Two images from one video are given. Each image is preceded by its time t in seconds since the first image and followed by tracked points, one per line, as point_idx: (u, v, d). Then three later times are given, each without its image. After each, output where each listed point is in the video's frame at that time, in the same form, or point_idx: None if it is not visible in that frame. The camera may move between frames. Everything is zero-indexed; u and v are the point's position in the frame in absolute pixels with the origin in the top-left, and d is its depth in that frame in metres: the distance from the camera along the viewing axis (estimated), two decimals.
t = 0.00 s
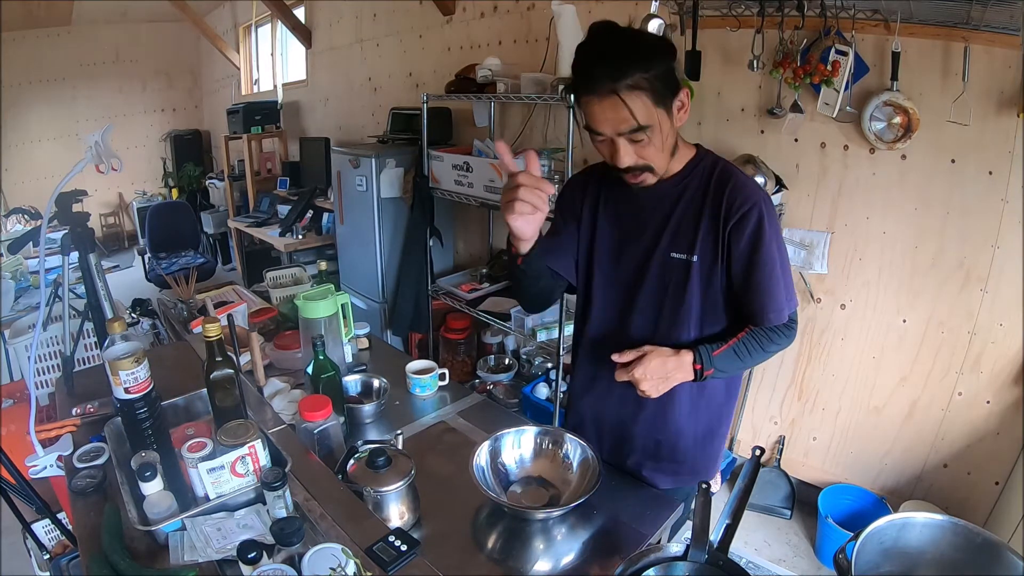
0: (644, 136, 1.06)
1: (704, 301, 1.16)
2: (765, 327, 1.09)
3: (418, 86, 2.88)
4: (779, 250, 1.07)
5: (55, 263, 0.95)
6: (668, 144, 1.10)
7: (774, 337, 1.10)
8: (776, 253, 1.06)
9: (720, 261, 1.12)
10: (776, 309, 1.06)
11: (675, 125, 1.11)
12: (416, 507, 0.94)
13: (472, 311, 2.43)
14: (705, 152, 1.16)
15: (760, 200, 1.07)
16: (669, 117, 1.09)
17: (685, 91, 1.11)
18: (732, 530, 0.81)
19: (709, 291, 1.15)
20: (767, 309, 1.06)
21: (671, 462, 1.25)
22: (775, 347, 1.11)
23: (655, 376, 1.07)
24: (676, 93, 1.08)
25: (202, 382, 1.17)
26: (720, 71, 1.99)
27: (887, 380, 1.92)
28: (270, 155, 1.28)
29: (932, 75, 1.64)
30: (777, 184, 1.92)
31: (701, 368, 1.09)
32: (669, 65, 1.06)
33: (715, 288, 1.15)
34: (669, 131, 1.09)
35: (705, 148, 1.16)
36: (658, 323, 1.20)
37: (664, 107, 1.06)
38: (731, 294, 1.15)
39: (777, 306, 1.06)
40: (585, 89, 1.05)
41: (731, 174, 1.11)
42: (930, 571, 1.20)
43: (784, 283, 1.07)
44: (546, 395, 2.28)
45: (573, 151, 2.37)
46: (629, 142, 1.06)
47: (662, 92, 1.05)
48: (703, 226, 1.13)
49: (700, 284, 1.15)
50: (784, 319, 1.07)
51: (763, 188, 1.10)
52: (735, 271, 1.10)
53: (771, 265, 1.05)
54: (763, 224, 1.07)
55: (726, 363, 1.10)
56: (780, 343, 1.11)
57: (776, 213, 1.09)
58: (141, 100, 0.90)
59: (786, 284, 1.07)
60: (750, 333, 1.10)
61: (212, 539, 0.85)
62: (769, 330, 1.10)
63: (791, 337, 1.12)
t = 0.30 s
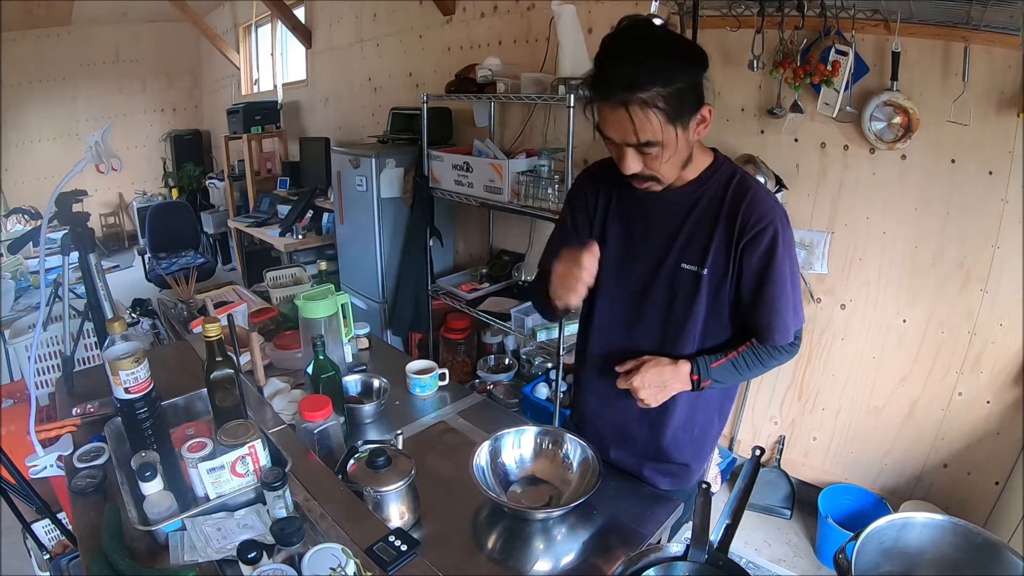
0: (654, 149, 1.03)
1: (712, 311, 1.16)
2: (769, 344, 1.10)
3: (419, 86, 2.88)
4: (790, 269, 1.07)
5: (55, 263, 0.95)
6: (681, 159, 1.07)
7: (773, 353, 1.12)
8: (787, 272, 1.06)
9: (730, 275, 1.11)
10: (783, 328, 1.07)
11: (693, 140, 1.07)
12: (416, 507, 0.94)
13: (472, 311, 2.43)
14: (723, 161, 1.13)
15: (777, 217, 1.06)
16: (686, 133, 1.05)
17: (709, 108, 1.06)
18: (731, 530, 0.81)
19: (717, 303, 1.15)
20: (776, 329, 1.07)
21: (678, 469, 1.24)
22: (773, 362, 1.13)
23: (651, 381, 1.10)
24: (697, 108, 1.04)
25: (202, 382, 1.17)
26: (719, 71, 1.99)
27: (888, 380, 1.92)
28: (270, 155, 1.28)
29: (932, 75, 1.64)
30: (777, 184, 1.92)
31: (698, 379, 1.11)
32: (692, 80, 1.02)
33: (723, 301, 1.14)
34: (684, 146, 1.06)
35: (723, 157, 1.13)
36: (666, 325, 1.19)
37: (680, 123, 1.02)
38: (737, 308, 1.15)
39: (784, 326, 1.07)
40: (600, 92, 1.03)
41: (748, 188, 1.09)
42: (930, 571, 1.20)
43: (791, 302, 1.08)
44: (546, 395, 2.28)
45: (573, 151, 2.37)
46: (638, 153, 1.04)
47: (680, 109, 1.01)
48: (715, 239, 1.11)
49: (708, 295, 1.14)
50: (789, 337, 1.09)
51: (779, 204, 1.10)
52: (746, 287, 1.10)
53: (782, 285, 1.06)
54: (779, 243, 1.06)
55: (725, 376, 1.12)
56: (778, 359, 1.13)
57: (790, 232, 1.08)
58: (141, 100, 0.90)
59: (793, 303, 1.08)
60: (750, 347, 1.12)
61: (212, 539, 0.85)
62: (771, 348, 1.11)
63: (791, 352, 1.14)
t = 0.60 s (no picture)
0: (644, 151, 1.03)
1: (717, 319, 1.13)
2: (768, 363, 1.06)
3: (418, 86, 2.88)
4: (797, 288, 1.03)
5: (55, 263, 0.95)
6: (677, 163, 1.05)
7: (772, 370, 1.08)
8: (792, 293, 1.02)
9: (735, 287, 1.09)
10: (782, 349, 1.03)
11: (692, 147, 1.04)
12: (416, 507, 0.94)
13: (472, 311, 2.43)
14: (741, 171, 1.08)
15: (788, 234, 1.01)
16: (683, 138, 1.02)
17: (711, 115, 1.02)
18: (731, 530, 0.81)
19: (722, 313, 1.12)
20: (774, 350, 1.04)
21: (688, 463, 1.23)
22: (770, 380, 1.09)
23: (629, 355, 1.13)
24: (696, 115, 1.01)
25: (202, 382, 1.17)
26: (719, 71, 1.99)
27: (888, 380, 1.92)
28: (270, 156, 1.28)
29: (932, 75, 1.64)
30: (777, 184, 1.91)
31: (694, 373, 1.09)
32: (692, 84, 0.98)
33: (728, 311, 1.11)
34: (678, 151, 1.03)
35: (742, 167, 1.08)
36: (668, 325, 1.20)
37: (672, 128, 1.00)
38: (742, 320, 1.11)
39: (783, 347, 1.03)
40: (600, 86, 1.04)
41: (761, 201, 1.04)
42: (930, 571, 1.20)
43: (795, 322, 1.04)
44: (546, 395, 2.28)
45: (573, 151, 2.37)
46: (628, 153, 1.05)
47: (672, 115, 0.99)
48: (720, 251, 1.09)
49: (712, 304, 1.13)
50: (787, 360, 1.05)
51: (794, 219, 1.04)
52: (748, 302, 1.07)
53: (784, 306, 1.02)
54: (785, 262, 1.01)
55: (719, 379, 1.10)
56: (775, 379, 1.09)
57: (803, 250, 1.02)
58: (141, 99, 0.89)
59: (797, 324, 1.04)
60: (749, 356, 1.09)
61: (212, 539, 0.85)
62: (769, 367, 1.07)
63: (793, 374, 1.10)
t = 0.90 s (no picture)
0: (625, 142, 1.03)
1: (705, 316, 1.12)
2: (741, 365, 1.02)
3: (418, 86, 2.88)
4: (780, 290, 1.00)
5: (54, 263, 0.95)
6: (660, 156, 1.04)
7: (746, 379, 1.03)
8: (772, 288, 0.99)
9: (722, 282, 1.07)
10: (756, 347, 0.99)
11: (674, 140, 1.03)
12: (416, 508, 0.94)
13: (472, 311, 2.43)
14: (738, 170, 1.08)
15: (775, 228, 0.99)
16: (662, 131, 1.01)
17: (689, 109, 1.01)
18: (732, 530, 0.81)
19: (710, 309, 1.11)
20: (748, 347, 1.00)
21: (690, 462, 1.22)
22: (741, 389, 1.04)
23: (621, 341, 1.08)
24: (674, 108, 1.00)
25: (202, 382, 1.17)
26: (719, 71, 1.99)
27: (888, 380, 1.92)
28: (270, 156, 1.28)
29: (932, 76, 1.64)
30: (777, 184, 1.91)
31: (663, 357, 1.03)
32: (667, 75, 0.98)
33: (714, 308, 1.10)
34: (658, 143, 1.02)
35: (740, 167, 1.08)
36: (668, 325, 1.20)
37: (649, 119, 1.00)
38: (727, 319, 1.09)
39: (758, 344, 0.99)
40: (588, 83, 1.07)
41: (753, 197, 1.03)
42: (930, 572, 1.20)
43: (775, 321, 1.01)
44: (546, 395, 2.28)
45: (573, 152, 2.37)
46: (611, 145, 1.05)
47: (649, 105, 0.99)
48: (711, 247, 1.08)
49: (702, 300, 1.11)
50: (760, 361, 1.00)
51: (785, 220, 1.02)
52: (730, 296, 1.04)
53: (763, 300, 0.99)
54: (769, 257, 0.99)
55: (687, 373, 1.04)
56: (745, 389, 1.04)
57: (790, 247, 1.00)
58: (141, 99, 0.89)
59: (778, 329, 1.01)
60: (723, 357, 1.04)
61: (212, 539, 0.85)
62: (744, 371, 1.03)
63: (761, 394, 1.05)
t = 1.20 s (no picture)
0: (630, 112, 1.03)
1: (702, 309, 1.13)
2: (747, 343, 1.04)
3: (419, 86, 2.88)
4: (776, 272, 1.03)
5: (54, 263, 0.95)
6: (661, 128, 1.05)
7: (752, 356, 1.05)
8: (771, 272, 1.01)
9: (719, 274, 1.09)
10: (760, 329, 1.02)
11: (672, 110, 1.06)
12: (416, 508, 0.94)
13: (471, 311, 2.43)
14: (720, 161, 1.10)
15: (765, 214, 1.02)
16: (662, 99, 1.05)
17: (683, 79, 1.07)
18: (732, 530, 0.81)
19: (706, 301, 1.12)
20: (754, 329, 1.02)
21: (689, 460, 1.24)
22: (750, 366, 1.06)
23: (622, 330, 1.05)
24: (670, 77, 1.05)
25: (202, 382, 1.17)
26: (719, 71, 1.99)
27: (887, 380, 1.92)
28: (270, 156, 1.28)
29: (932, 76, 1.64)
30: (777, 184, 1.93)
31: (674, 343, 1.05)
32: (662, 46, 1.04)
33: (711, 298, 1.11)
34: (660, 112, 1.04)
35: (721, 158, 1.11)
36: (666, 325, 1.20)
37: (653, 85, 1.03)
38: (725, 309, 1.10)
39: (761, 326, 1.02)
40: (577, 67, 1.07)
41: (740, 185, 1.06)
42: (930, 572, 1.20)
43: (775, 304, 1.03)
44: (546, 395, 2.28)
45: (573, 152, 2.37)
46: (615, 118, 1.04)
47: (651, 71, 1.02)
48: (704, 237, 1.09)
49: (698, 293, 1.12)
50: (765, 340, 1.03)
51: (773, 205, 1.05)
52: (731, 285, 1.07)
53: (762, 284, 1.01)
54: (764, 241, 1.01)
55: (698, 356, 1.06)
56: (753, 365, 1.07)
57: (781, 231, 1.03)
58: (141, 100, 0.89)
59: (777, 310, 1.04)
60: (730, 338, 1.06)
61: (212, 539, 0.85)
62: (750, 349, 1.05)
63: (771, 368, 1.07)
